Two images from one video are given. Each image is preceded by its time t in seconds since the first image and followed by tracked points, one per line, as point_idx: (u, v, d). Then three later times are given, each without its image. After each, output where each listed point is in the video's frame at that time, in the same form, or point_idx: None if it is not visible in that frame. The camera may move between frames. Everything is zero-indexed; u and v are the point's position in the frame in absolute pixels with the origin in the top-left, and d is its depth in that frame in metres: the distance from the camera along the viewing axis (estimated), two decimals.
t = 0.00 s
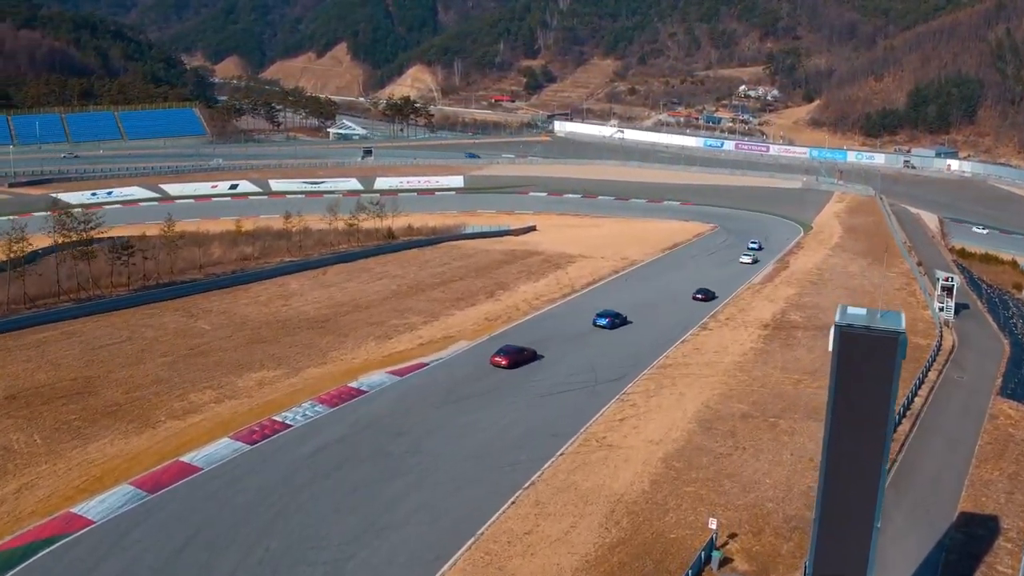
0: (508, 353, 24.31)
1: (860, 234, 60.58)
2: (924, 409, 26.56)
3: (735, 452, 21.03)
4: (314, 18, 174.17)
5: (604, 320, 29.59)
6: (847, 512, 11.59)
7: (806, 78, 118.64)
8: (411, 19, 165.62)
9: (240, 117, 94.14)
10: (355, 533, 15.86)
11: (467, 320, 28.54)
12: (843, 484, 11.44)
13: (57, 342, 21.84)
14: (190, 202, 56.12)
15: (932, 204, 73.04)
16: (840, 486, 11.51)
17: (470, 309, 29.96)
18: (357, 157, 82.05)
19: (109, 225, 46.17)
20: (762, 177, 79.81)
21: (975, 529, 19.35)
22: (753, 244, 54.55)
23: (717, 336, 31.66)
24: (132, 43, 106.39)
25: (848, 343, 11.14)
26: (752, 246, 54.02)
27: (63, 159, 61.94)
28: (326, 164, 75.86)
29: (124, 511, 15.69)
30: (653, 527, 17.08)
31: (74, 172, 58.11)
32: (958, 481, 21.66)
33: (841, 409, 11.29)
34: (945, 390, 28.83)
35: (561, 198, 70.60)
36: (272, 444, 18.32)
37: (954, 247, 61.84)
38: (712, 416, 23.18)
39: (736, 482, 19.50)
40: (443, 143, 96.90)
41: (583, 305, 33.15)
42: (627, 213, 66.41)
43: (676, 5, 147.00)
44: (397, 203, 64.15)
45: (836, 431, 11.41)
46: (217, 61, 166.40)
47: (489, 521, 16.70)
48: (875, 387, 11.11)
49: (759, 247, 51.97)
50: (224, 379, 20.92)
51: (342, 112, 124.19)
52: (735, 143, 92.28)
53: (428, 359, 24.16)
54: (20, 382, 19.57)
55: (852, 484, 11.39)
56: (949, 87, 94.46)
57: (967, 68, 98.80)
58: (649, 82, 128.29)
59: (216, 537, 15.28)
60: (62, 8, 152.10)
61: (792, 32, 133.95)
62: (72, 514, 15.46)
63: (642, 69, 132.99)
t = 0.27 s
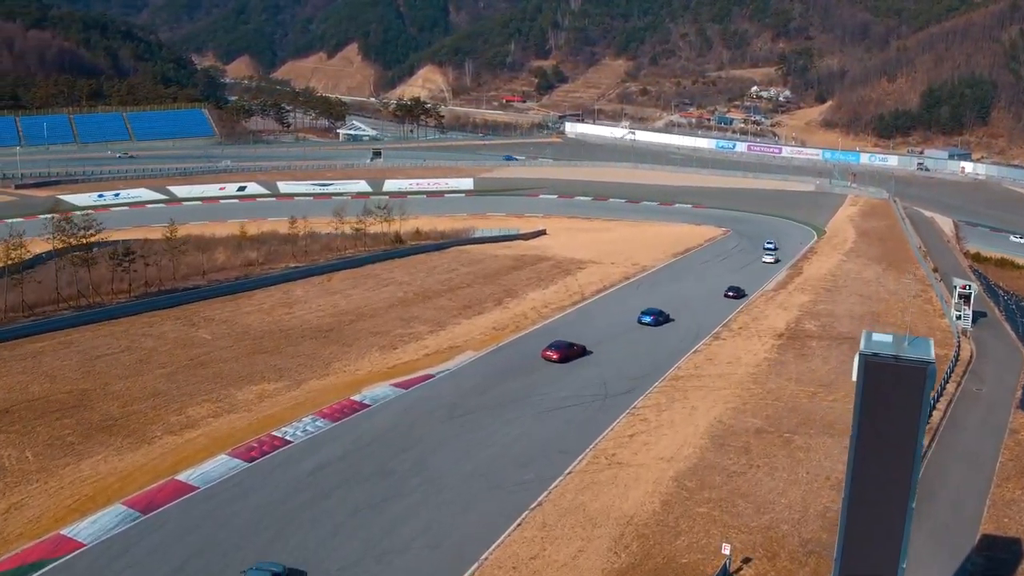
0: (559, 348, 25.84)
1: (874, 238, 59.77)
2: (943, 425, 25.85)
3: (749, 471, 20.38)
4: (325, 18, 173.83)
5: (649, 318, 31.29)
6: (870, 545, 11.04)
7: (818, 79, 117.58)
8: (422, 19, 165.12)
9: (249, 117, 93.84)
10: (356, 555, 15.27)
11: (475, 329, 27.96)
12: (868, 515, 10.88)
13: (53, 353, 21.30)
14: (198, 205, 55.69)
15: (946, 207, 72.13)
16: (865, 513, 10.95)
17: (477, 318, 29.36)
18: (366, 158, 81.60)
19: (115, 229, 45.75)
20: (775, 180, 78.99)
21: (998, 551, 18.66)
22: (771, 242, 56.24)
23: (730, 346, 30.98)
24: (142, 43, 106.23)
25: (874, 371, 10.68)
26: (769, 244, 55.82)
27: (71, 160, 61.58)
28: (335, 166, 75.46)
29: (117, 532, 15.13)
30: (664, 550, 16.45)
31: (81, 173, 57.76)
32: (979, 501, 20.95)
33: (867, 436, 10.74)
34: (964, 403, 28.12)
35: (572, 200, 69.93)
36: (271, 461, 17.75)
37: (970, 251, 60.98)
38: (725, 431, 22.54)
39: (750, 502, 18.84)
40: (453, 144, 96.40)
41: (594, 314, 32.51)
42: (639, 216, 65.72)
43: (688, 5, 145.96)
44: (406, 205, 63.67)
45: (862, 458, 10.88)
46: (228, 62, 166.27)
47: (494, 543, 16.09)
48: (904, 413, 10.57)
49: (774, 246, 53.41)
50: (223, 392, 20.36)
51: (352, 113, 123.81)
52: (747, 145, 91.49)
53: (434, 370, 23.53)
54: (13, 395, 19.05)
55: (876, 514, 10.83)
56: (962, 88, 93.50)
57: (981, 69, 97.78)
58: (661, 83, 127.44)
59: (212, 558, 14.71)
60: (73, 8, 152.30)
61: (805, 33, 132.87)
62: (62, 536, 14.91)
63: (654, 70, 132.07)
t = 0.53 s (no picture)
0: (613, 346, 27.59)
1: (890, 244, 58.93)
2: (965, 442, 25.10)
3: (764, 491, 19.70)
4: (337, 18, 173.65)
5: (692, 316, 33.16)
6: None
7: (831, 80, 116.78)
8: (434, 19, 164.68)
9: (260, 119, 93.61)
10: None
11: (483, 340, 27.37)
12: (892, 553, 10.41)
13: (50, 365, 20.80)
14: (206, 207, 55.32)
15: (962, 211, 71.18)
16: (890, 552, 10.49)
17: (485, 328, 28.76)
18: (376, 160, 81.20)
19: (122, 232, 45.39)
20: (788, 183, 78.12)
21: None
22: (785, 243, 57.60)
23: (744, 358, 30.29)
24: (153, 44, 106.13)
25: (901, 408, 10.23)
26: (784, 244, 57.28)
27: (79, 162, 61.28)
28: (345, 168, 75.04)
29: (107, 555, 14.56)
30: None
31: (90, 175, 57.47)
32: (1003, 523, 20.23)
33: (893, 474, 10.29)
34: (984, 417, 27.38)
35: (583, 204, 69.26)
36: (270, 480, 17.18)
37: (986, 256, 60.08)
38: (740, 449, 21.87)
39: (766, 524, 18.17)
40: (464, 146, 95.87)
41: (605, 324, 31.88)
42: (651, 220, 65.00)
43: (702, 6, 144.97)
44: (416, 208, 63.16)
45: (888, 497, 10.40)
46: (240, 62, 166.33)
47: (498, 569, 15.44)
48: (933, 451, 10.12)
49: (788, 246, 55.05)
50: (223, 406, 19.80)
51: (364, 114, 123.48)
52: (761, 148, 90.63)
53: (440, 384, 22.91)
54: (7, 410, 18.54)
55: (900, 552, 10.38)
56: (976, 89, 92.49)
57: (996, 70, 96.71)
58: (673, 84, 126.63)
59: None
60: (87, 8, 152.59)
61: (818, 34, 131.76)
62: (51, 560, 14.35)
63: (667, 71, 131.07)
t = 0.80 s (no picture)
0: (667, 343, 29.16)
1: (908, 249, 57.99)
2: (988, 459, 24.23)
3: (781, 512, 19.00)
4: (352, 18, 173.41)
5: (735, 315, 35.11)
6: None
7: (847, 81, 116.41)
8: (449, 19, 164.19)
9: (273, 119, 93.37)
10: None
11: (493, 351, 26.77)
12: None
13: (48, 376, 20.30)
14: (217, 210, 54.93)
15: (981, 215, 70.08)
16: None
17: (495, 337, 28.17)
18: (389, 162, 80.75)
19: (132, 236, 45.03)
20: (805, 186, 77.15)
21: None
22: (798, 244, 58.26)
23: (760, 371, 29.52)
24: (166, 44, 105.99)
25: (936, 452, 9.94)
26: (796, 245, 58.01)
27: (90, 163, 60.94)
28: (357, 170, 74.65)
29: None
30: None
31: (100, 176, 57.16)
32: None
33: (926, 525, 10.04)
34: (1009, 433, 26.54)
35: (597, 207, 68.56)
36: (268, 501, 16.58)
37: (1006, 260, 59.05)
38: (755, 467, 21.18)
39: (784, 549, 17.45)
40: (477, 148, 95.37)
41: (617, 334, 31.15)
42: (665, 224, 64.19)
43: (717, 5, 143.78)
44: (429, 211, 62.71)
45: (921, 544, 10.17)
46: (254, 62, 166.36)
47: None
48: (972, 500, 9.82)
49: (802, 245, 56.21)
50: (224, 421, 19.25)
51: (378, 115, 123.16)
52: (777, 150, 89.66)
53: (448, 399, 22.31)
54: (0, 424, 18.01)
55: None
56: (994, 91, 91.29)
57: (1015, 71, 95.44)
58: (689, 85, 125.64)
59: None
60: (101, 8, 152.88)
61: (834, 35, 130.61)
62: None
63: (682, 72, 129.40)
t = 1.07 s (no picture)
0: (719, 343, 30.83)
1: (930, 255, 56.97)
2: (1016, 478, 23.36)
3: (802, 538, 18.20)
4: (368, 18, 173.26)
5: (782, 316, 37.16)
6: None
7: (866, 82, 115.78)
8: (466, 19, 163.76)
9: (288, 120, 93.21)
10: None
11: (505, 362, 26.11)
12: None
13: (48, 388, 19.81)
14: (230, 212, 54.60)
15: (1003, 219, 68.90)
16: None
17: (507, 347, 27.51)
18: (403, 164, 80.34)
19: (143, 239, 44.66)
20: (823, 189, 76.15)
21: None
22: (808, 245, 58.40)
23: (779, 384, 28.68)
24: (182, 44, 106.01)
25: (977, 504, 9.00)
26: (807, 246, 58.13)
27: (103, 164, 60.74)
28: (372, 172, 74.23)
29: None
30: None
31: (113, 178, 56.91)
32: None
33: None
34: None
35: (613, 210, 67.82)
36: (269, 523, 15.97)
37: None
38: (775, 488, 20.40)
39: None
40: (493, 149, 94.81)
41: (633, 344, 30.37)
42: (682, 227, 63.28)
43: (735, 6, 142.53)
44: (443, 214, 62.05)
45: None
46: (271, 62, 166.51)
47: None
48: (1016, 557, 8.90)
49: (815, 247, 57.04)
50: (226, 436, 18.68)
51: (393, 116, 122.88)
52: (795, 153, 88.61)
53: (458, 413, 21.65)
54: None
55: None
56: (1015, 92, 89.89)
57: None
58: (706, 86, 124.69)
59: None
60: (119, 8, 153.38)
61: (852, 36, 129.34)
62: None
63: (700, 73, 128.23)
